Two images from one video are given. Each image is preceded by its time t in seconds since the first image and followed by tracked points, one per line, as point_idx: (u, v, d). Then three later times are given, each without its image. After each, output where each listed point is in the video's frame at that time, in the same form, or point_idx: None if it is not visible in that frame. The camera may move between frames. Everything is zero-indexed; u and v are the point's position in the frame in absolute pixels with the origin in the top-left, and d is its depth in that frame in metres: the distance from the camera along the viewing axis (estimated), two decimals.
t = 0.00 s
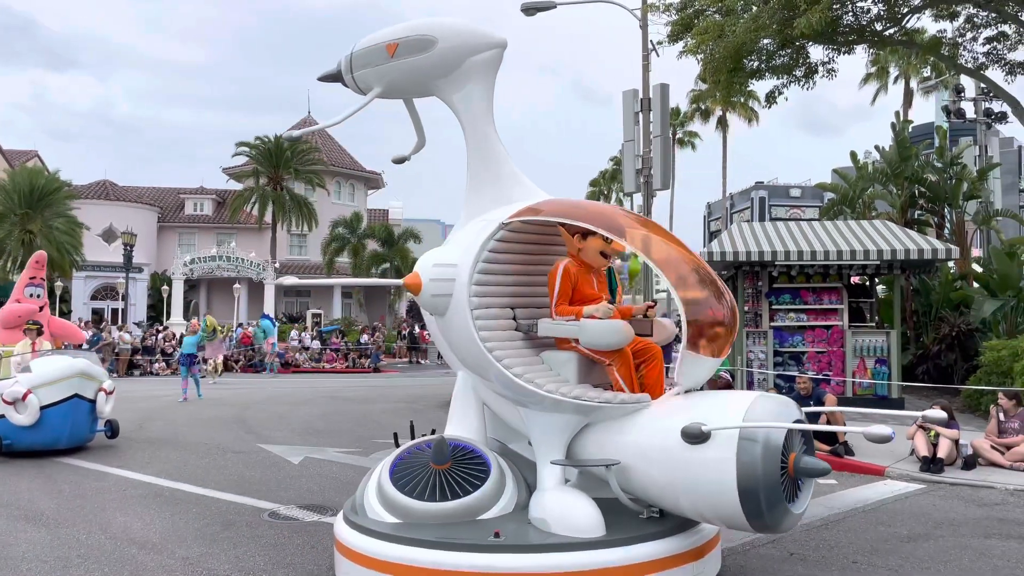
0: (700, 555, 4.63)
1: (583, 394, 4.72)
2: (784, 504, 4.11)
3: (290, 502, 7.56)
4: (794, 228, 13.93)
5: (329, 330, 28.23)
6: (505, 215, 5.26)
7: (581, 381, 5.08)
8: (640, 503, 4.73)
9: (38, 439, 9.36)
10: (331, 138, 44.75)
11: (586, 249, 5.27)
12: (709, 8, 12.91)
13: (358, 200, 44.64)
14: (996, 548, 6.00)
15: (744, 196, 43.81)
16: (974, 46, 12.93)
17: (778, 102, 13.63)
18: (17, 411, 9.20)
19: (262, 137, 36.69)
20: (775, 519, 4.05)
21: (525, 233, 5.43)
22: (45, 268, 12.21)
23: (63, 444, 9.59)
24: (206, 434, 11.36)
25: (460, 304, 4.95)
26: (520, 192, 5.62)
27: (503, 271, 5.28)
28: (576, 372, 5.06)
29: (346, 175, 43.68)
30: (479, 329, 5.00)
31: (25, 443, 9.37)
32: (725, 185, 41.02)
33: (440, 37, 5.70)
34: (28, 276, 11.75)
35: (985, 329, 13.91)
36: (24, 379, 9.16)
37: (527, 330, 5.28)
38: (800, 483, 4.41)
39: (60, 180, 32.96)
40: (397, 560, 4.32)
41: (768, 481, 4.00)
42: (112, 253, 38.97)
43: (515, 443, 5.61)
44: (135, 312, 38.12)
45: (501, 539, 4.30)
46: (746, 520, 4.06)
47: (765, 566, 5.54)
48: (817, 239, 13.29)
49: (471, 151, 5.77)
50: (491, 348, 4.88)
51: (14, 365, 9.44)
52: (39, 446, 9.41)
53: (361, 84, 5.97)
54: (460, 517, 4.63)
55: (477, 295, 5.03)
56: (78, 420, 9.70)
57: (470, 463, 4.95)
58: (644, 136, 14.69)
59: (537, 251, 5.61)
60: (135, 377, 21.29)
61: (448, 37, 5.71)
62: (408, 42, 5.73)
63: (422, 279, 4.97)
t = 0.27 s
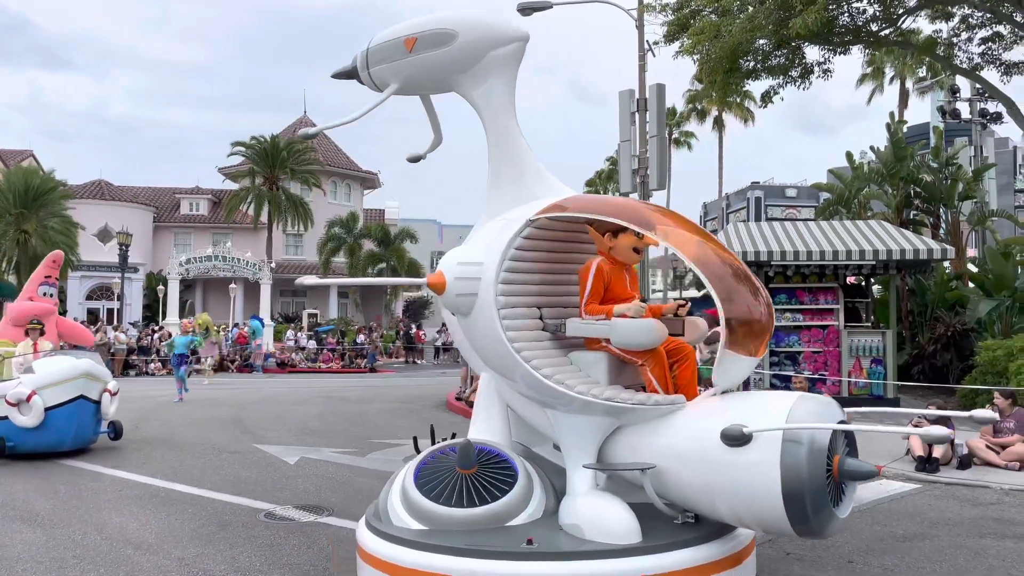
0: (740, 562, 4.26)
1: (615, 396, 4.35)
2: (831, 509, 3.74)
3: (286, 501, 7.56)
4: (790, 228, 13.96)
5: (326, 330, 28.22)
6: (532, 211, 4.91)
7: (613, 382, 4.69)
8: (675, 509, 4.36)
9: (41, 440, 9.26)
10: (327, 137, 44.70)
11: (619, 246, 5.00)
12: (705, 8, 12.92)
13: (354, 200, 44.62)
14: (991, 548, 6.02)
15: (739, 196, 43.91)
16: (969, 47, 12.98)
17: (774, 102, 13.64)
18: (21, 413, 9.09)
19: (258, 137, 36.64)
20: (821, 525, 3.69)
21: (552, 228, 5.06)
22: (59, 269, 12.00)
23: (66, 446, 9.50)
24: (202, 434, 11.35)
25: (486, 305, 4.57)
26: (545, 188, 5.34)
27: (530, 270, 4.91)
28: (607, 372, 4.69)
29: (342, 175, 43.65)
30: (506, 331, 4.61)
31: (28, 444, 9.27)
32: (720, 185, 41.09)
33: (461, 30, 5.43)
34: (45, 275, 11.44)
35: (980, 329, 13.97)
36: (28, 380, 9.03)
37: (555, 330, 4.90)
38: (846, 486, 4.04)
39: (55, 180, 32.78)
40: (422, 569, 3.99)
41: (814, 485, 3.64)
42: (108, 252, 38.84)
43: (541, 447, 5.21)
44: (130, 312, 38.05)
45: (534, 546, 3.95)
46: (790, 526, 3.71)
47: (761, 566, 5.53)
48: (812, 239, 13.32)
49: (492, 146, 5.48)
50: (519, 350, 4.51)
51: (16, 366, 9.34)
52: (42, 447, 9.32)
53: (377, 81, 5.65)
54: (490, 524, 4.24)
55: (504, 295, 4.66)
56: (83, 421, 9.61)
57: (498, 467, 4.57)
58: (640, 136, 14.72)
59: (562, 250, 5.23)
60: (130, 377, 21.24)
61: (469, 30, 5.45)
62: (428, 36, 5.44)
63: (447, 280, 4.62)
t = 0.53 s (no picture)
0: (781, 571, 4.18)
1: (653, 400, 4.26)
2: (883, 518, 3.62)
3: (284, 501, 7.56)
4: (787, 228, 14.00)
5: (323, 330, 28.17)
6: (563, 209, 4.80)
7: (647, 387, 4.56)
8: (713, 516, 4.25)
9: (47, 442, 9.13)
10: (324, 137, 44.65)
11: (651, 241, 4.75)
12: (702, 9, 12.94)
13: (352, 200, 44.57)
14: (988, 547, 6.04)
15: (737, 196, 43.92)
16: (967, 47, 12.99)
17: (772, 102, 13.66)
18: (27, 414, 8.97)
19: (255, 137, 36.60)
20: (873, 535, 3.58)
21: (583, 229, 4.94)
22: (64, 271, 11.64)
23: (72, 448, 9.37)
24: (200, 434, 11.34)
25: (517, 306, 4.49)
26: (573, 184, 5.28)
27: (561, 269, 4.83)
28: (641, 377, 4.54)
29: (339, 175, 43.60)
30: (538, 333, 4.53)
31: (33, 446, 9.14)
32: (718, 186, 41.09)
33: (485, 22, 5.37)
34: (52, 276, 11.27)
35: (977, 329, 13.98)
36: (34, 381, 8.92)
37: (586, 332, 4.77)
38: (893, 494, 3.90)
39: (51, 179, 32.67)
40: None
41: (867, 493, 3.53)
42: (105, 252, 38.75)
43: (567, 450, 5.25)
44: (127, 312, 37.96)
45: (573, 557, 3.88)
46: (842, 535, 3.60)
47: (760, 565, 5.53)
48: (809, 239, 13.38)
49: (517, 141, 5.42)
50: (552, 353, 4.43)
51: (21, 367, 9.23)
52: (48, 449, 9.19)
53: (398, 74, 5.67)
54: (520, 533, 4.19)
55: (534, 295, 4.58)
56: (89, 422, 9.47)
57: (527, 473, 4.49)
58: (638, 136, 14.75)
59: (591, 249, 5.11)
60: (128, 377, 21.20)
61: (493, 21, 5.39)
62: (451, 27, 5.39)
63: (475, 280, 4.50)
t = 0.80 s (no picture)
0: None
1: (693, 403, 4.15)
2: (939, 528, 3.52)
3: (283, 502, 7.55)
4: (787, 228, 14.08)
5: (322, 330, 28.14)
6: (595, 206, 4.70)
7: (686, 390, 4.43)
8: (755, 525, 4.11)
9: (54, 444, 8.99)
10: (322, 137, 44.64)
11: (680, 248, 4.70)
12: (701, 9, 12.94)
13: (351, 199, 44.55)
14: (987, 547, 6.04)
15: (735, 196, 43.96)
16: (965, 47, 13.02)
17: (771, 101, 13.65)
18: (34, 416, 8.81)
19: (253, 137, 36.60)
20: (929, 545, 3.48)
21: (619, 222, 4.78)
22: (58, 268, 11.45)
23: (80, 450, 9.21)
24: (199, 434, 11.34)
25: (550, 306, 4.44)
26: (604, 179, 5.11)
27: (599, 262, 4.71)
28: (680, 380, 4.42)
29: (338, 175, 43.59)
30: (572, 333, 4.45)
31: (40, 447, 9.01)
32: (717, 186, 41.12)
33: (513, 13, 5.20)
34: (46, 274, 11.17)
35: (975, 329, 14.01)
36: (42, 382, 8.76)
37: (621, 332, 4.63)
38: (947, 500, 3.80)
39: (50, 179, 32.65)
40: None
41: (924, 503, 3.43)
42: (103, 252, 38.74)
43: (596, 454, 5.11)
44: (126, 312, 37.95)
45: (614, 567, 3.76)
46: (897, 546, 3.50)
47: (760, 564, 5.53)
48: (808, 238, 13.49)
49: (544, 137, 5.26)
50: (588, 354, 4.35)
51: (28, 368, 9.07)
52: (55, 450, 9.04)
53: (421, 70, 5.51)
54: (556, 539, 4.06)
55: (570, 295, 4.50)
56: (97, 424, 9.28)
57: (560, 478, 4.37)
58: (636, 136, 14.75)
59: (625, 244, 4.89)
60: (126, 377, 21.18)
61: (521, 13, 5.21)
62: (476, 19, 5.23)
63: (507, 279, 4.47)
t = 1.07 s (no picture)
0: None
1: (737, 404, 4.14)
2: (998, 533, 3.50)
3: (283, 502, 7.55)
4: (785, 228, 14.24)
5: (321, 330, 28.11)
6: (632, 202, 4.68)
7: (726, 391, 4.44)
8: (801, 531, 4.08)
9: (63, 445, 8.92)
10: (322, 137, 44.65)
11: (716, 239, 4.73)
12: (700, 9, 12.95)
13: (350, 199, 44.52)
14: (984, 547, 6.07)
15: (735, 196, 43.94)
16: (964, 47, 13.02)
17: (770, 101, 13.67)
18: (43, 417, 8.75)
19: (253, 137, 36.59)
20: (987, 551, 3.45)
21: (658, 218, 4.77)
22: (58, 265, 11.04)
23: (88, 452, 9.14)
24: (198, 434, 11.34)
25: (584, 305, 4.42)
26: (636, 174, 5.14)
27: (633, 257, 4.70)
28: (720, 380, 4.43)
29: (337, 175, 43.57)
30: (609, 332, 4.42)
31: (48, 449, 8.95)
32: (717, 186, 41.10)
33: (545, 7, 5.26)
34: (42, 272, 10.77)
35: (975, 329, 13.93)
36: (50, 383, 8.68)
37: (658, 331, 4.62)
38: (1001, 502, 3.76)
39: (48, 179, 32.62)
40: None
41: (983, 508, 3.39)
42: (102, 252, 38.73)
43: (628, 458, 5.13)
44: (125, 312, 37.92)
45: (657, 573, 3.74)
46: (955, 552, 3.47)
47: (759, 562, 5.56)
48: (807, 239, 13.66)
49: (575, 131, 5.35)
50: (625, 354, 4.33)
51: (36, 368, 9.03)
52: (64, 452, 8.98)
53: (447, 65, 5.61)
54: (594, 544, 4.04)
55: (605, 291, 4.47)
56: (106, 427, 9.21)
57: (594, 481, 4.35)
58: (636, 136, 14.77)
59: (659, 241, 4.87)
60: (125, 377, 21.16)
61: (554, 7, 5.27)
62: (506, 14, 5.31)
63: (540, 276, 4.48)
